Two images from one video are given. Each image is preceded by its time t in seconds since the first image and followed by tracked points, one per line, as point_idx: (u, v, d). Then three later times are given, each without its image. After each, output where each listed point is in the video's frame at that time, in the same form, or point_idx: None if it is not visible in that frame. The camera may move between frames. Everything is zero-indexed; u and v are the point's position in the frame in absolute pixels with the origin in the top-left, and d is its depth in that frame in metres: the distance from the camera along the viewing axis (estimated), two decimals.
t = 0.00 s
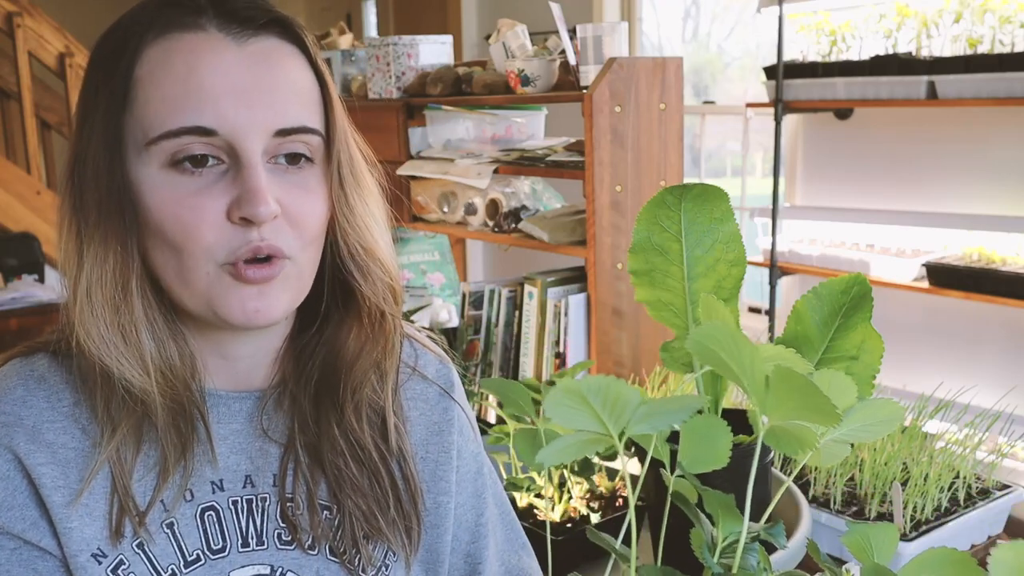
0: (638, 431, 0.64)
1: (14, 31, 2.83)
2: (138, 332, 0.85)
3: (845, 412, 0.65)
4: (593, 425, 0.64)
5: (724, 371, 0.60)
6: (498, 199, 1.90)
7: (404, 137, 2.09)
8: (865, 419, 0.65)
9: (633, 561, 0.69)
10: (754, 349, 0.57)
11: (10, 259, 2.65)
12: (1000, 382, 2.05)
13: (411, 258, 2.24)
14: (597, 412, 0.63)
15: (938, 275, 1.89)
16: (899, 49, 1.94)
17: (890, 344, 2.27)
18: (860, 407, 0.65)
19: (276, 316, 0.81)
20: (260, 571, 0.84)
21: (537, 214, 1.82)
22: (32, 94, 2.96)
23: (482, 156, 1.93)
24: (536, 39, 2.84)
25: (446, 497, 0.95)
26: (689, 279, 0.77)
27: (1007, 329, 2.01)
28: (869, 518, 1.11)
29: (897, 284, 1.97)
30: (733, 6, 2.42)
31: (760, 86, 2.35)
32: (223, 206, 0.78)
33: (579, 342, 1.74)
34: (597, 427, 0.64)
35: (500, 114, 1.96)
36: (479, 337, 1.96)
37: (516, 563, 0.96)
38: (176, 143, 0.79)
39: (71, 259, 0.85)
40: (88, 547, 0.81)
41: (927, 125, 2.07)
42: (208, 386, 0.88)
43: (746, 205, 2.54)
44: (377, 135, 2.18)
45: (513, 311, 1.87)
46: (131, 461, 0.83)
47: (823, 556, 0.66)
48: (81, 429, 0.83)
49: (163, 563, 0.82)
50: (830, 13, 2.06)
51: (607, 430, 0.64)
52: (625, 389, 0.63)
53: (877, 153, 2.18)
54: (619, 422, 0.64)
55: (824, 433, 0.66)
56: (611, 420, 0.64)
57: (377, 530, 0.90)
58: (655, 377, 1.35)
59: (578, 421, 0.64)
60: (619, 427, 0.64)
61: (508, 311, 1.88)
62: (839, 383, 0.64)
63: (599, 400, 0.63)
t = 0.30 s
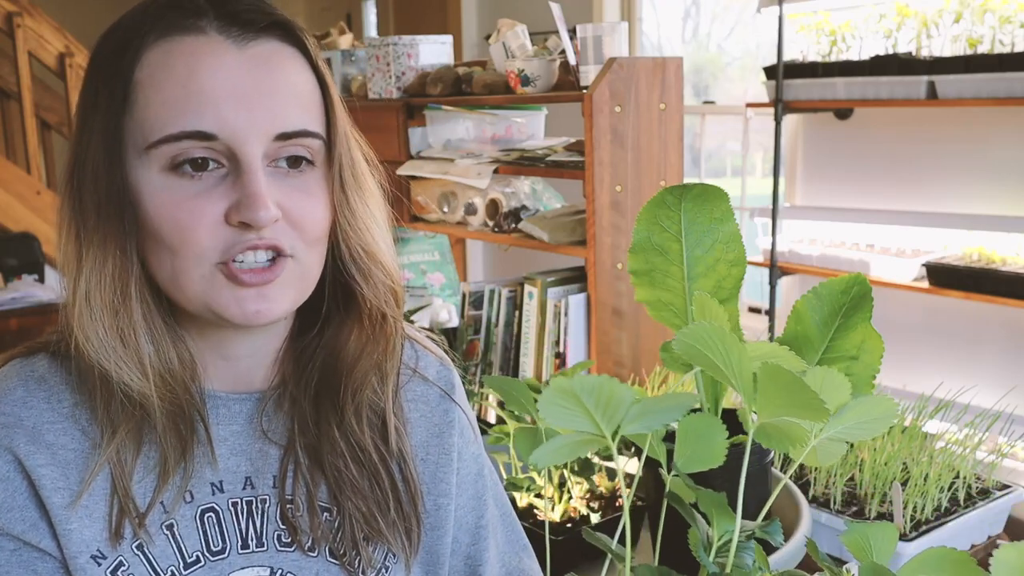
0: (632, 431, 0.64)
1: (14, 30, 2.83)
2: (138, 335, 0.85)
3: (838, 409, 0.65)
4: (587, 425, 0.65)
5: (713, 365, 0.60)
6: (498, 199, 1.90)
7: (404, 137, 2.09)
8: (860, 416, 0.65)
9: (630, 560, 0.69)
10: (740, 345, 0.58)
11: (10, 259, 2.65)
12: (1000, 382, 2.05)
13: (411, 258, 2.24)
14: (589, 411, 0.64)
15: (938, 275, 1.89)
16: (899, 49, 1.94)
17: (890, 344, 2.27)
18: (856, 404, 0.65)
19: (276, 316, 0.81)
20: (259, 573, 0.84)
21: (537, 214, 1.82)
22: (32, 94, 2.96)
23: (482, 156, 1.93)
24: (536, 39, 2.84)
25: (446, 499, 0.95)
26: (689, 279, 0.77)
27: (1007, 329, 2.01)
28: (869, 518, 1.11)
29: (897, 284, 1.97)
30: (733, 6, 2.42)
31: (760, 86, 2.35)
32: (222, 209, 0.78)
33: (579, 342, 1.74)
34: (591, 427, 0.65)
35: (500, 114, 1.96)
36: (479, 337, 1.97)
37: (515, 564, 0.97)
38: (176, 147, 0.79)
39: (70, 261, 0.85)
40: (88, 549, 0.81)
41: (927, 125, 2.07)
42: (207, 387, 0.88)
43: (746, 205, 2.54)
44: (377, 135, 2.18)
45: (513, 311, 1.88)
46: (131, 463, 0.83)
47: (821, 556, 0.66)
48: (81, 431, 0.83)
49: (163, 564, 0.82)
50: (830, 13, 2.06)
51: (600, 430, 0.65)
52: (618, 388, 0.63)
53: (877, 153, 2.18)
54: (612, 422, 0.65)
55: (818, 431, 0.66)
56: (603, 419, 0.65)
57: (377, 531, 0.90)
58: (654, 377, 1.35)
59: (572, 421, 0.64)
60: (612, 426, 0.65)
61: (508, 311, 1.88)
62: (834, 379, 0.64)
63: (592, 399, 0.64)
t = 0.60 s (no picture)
0: (637, 430, 0.65)
1: (14, 31, 2.83)
2: (140, 339, 0.85)
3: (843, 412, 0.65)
4: (596, 423, 0.65)
5: (723, 365, 0.60)
6: (498, 199, 1.90)
7: (404, 137, 2.10)
8: (864, 418, 0.65)
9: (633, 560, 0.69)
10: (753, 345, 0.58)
11: (10, 259, 2.65)
12: (1000, 382, 2.05)
13: (411, 258, 2.24)
14: (599, 410, 0.64)
15: (938, 275, 1.89)
16: (899, 49, 1.94)
17: (890, 344, 2.27)
18: (860, 405, 0.65)
19: (279, 317, 0.81)
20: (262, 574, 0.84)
21: (537, 214, 1.82)
22: (32, 94, 2.96)
23: (482, 156, 1.93)
24: (536, 39, 2.84)
25: (448, 500, 0.95)
26: (689, 279, 0.77)
27: (1007, 329, 2.01)
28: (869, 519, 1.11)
29: (897, 284, 1.97)
30: (733, 6, 2.42)
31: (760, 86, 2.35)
32: (226, 212, 0.78)
33: (579, 342, 1.74)
34: (600, 426, 0.65)
35: (500, 114, 1.96)
36: (479, 337, 1.97)
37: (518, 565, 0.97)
38: (178, 150, 0.78)
39: (72, 265, 0.85)
40: (91, 551, 0.80)
41: (927, 125, 2.07)
42: (210, 390, 0.88)
43: (746, 205, 2.54)
44: (377, 135, 2.18)
45: (513, 311, 1.88)
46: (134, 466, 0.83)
47: (825, 555, 0.66)
48: (85, 433, 0.83)
49: (165, 566, 0.82)
50: (830, 13, 2.06)
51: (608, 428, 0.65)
52: (629, 386, 0.63)
53: (877, 153, 2.18)
54: (621, 421, 0.65)
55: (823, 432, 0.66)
56: (612, 418, 0.65)
57: (379, 533, 0.90)
58: (654, 377, 1.35)
59: (581, 419, 0.64)
60: (620, 425, 0.65)
61: (508, 311, 1.88)
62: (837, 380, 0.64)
63: (602, 398, 0.63)
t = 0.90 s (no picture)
0: (637, 429, 0.65)
1: (14, 30, 2.83)
2: (141, 339, 0.85)
3: (843, 411, 0.65)
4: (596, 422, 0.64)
5: (722, 365, 0.60)
6: (498, 199, 1.90)
7: (404, 137, 2.10)
8: (864, 418, 0.65)
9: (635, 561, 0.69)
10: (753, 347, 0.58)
11: (10, 259, 2.64)
12: (1000, 382, 2.05)
13: (411, 258, 2.24)
14: (599, 409, 0.64)
15: (938, 275, 1.89)
16: (899, 49, 1.94)
17: (890, 344, 2.27)
18: (860, 406, 0.65)
19: (280, 319, 0.82)
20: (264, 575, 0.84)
21: (537, 214, 1.82)
22: (32, 94, 2.96)
23: (482, 156, 1.93)
24: (536, 39, 2.83)
25: (450, 501, 0.95)
26: (689, 279, 0.77)
27: (1007, 329, 2.01)
28: (869, 518, 1.11)
29: (897, 284, 1.97)
30: (733, 6, 2.42)
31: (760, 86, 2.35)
32: (227, 214, 0.78)
33: (579, 342, 1.74)
34: (599, 426, 0.65)
35: (500, 114, 1.96)
36: (479, 337, 1.97)
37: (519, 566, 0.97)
38: (180, 152, 0.78)
39: (73, 265, 0.85)
40: (93, 551, 0.80)
41: (927, 125, 2.07)
42: (212, 390, 0.88)
43: (746, 205, 2.54)
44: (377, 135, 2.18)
45: (513, 311, 1.88)
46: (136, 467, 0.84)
47: (826, 556, 0.66)
48: (86, 433, 0.83)
49: (167, 566, 0.82)
50: (830, 13, 2.06)
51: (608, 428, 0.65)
52: (628, 385, 0.63)
53: (877, 153, 2.18)
54: (620, 420, 0.64)
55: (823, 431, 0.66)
56: (611, 418, 0.64)
57: (381, 533, 0.91)
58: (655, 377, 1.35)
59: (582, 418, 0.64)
60: (619, 425, 0.65)
61: (508, 311, 1.88)
62: (837, 380, 0.64)
63: (602, 398, 0.63)
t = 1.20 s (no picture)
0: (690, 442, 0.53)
1: (14, 30, 2.83)
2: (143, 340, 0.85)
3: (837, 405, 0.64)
4: (652, 425, 0.53)
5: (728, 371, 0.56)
6: (498, 199, 1.90)
7: (404, 136, 2.10)
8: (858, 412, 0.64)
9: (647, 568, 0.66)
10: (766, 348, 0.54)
11: (10, 259, 2.63)
12: (1000, 382, 2.05)
13: (411, 258, 2.24)
14: (658, 412, 0.53)
15: (938, 275, 1.89)
16: (899, 49, 1.94)
17: (890, 344, 2.27)
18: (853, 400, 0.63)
19: (279, 327, 0.82)
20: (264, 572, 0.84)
21: (537, 214, 1.83)
22: (32, 94, 2.96)
23: (482, 156, 1.93)
24: (536, 39, 2.84)
25: (450, 501, 0.95)
26: (689, 279, 0.77)
27: (1007, 329, 2.01)
28: (870, 518, 1.12)
29: (897, 284, 1.97)
30: (733, 6, 2.42)
31: (760, 86, 2.35)
32: (225, 220, 0.78)
33: (579, 342, 1.73)
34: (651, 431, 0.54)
35: (500, 114, 1.96)
36: (479, 337, 1.97)
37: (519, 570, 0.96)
38: (180, 157, 0.78)
39: (75, 266, 0.85)
40: (98, 543, 0.81)
41: (927, 125, 2.07)
42: (213, 389, 0.88)
43: (746, 205, 2.54)
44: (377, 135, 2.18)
45: (513, 311, 1.88)
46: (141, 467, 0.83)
47: (830, 556, 0.65)
48: (90, 430, 0.83)
49: (169, 562, 0.82)
50: (830, 13, 2.06)
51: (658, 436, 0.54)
52: (693, 386, 0.54)
53: (877, 153, 2.18)
54: (675, 426, 0.53)
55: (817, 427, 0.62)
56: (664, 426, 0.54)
57: (382, 532, 0.91)
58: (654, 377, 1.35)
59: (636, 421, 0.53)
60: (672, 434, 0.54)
61: (508, 311, 1.88)
62: (827, 377, 0.63)
63: (669, 399, 0.53)
